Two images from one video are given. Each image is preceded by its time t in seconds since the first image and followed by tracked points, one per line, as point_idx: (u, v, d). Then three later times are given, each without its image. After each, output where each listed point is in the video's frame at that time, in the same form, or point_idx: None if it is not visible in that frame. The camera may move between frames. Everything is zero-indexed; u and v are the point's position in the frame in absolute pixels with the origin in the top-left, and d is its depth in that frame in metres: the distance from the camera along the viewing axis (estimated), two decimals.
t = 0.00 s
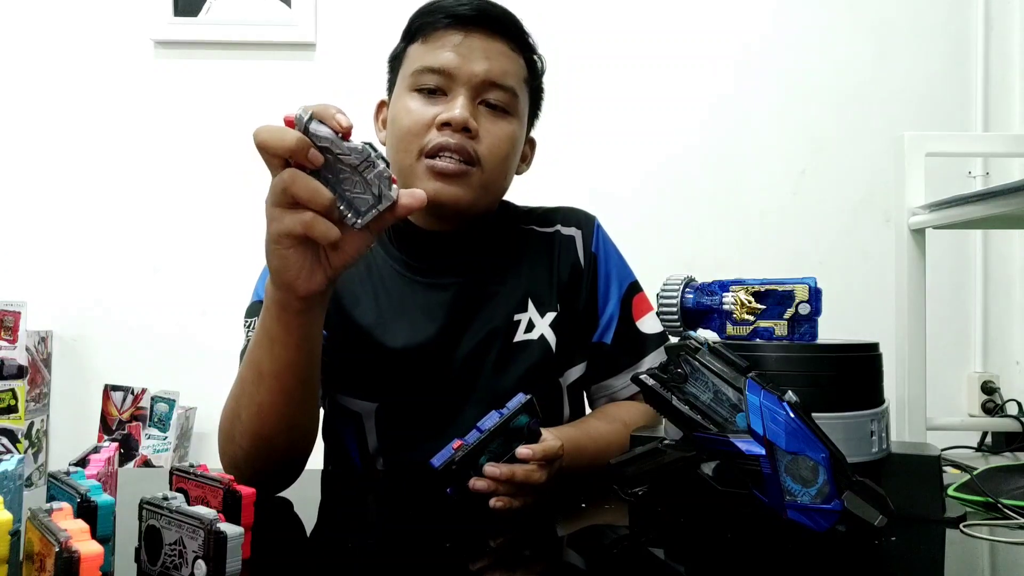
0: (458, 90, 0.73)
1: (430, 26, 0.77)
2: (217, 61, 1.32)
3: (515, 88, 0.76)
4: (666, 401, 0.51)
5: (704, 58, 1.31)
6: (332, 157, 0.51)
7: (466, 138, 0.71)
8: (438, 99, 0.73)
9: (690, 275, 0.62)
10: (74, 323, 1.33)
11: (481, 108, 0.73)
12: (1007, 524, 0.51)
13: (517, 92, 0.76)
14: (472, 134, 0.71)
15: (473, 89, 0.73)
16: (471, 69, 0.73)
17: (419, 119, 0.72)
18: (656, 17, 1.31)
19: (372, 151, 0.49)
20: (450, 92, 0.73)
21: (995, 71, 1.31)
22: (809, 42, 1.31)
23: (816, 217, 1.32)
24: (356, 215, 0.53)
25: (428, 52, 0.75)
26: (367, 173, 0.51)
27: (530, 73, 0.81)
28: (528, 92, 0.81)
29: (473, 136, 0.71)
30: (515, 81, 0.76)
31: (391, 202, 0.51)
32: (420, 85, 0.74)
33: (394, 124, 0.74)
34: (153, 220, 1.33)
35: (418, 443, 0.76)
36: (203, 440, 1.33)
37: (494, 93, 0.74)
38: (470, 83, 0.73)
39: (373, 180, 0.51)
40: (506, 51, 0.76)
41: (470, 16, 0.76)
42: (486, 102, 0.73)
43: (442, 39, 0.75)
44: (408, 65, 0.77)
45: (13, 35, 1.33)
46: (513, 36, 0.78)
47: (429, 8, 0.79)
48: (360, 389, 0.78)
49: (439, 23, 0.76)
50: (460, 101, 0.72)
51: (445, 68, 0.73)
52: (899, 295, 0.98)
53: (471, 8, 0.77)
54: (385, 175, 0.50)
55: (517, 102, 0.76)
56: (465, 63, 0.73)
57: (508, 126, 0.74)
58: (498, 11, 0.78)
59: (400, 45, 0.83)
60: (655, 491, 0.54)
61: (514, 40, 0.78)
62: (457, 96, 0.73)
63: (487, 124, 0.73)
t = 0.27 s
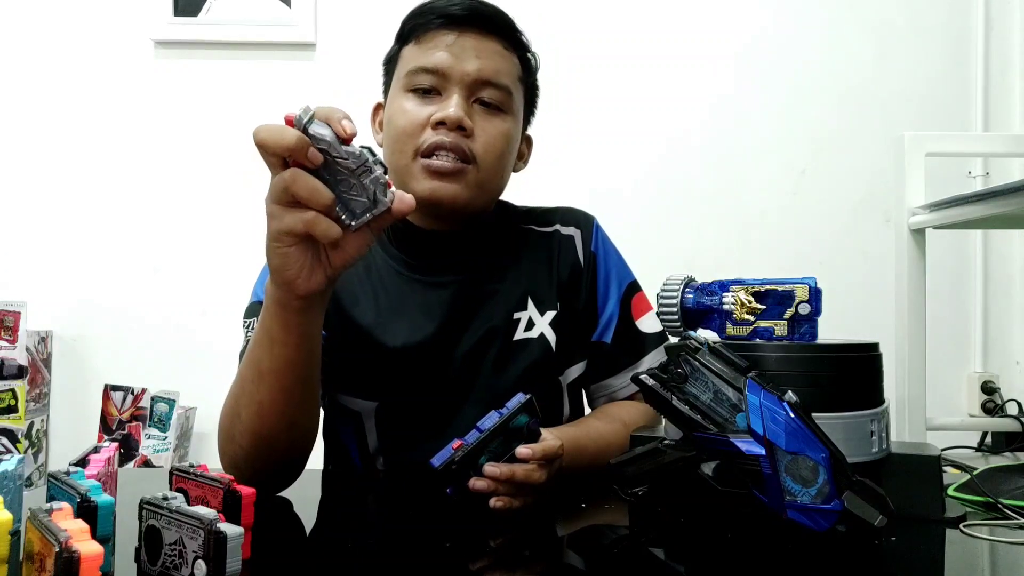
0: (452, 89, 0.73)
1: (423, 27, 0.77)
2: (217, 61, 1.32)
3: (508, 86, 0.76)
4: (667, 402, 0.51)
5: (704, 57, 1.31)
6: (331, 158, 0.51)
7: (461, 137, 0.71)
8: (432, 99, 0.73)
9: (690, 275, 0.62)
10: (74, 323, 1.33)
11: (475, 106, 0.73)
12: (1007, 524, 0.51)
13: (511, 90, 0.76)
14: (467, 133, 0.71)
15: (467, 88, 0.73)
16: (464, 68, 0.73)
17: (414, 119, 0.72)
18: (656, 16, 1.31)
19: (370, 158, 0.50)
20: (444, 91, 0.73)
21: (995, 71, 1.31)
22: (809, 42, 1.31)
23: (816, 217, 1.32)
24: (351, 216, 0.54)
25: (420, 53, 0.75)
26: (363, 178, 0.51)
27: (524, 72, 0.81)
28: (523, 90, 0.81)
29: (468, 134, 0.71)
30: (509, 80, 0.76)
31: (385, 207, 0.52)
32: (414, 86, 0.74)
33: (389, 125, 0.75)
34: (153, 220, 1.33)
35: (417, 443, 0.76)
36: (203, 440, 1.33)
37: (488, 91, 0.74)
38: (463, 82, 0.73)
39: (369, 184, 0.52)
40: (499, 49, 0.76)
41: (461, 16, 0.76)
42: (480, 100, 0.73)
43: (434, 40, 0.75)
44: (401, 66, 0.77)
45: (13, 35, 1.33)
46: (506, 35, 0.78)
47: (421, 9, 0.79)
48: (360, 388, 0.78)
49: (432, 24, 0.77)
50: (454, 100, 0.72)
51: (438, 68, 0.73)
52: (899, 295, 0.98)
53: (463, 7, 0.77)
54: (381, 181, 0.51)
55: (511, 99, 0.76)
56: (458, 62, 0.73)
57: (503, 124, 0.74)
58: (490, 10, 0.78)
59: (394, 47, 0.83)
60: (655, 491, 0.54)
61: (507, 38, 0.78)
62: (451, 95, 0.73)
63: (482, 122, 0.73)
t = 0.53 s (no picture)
0: (452, 89, 0.73)
1: (423, 27, 0.77)
2: (218, 61, 1.32)
3: (509, 85, 0.76)
4: (666, 402, 0.51)
5: (704, 58, 1.31)
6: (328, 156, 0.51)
7: (462, 136, 0.71)
8: (433, 98, 0.73)
9: (690, 275, 0.62)
10: (74, 323, 1.33)
11: (475, 106, 0.73)
12: (1007, 523, 0.51)
13: (511, 90, 0.76)
14: (467, 132, 0.71)
15: (467, 88, 0.73)
16: (464, 68, 0.73)
17: (414, 119, 0.72)
18: (656, 16, 1.31)
19: (367, 157, 0.50)
20: (444, 91, 0.73)
21: (995, 71, 1.31)
22: (809, 42, 1.31)
23: (816, 217, 1.32)
24: (346, 215, 0.54)
25: (421, 53, 0.75)
26: (360, 177, 0.52)
27: (524, 71, 0.81)
28: (523, 89, 0.80)
29: (469, 134, 0.71)
30: (509, 79, 0.76)
31: (381, 208, 0.52)
32: (414, 86, 0.74)
33: (389, 125, 0.75)
34: (153, 220, 1.33)
35: (417, 443, 0.76)
36: (203, 440, 1.33)
37: (488, 91, 0.74)
38: (463, 82, 0.73)
39: (365, 184, 0.52)
40: (498, 48, 0.76)
41: (461, 15, 0.76)
42: (480, 100, 0.74)
43: (434, 39, 0.75)
44: (402, 66, 0.77)
45: (13, 35, 1.33)
46: (505, 34, 0.78)
47: (420, 9, 0.79)
48: (360, 389, 0.78)
49: (431, 24, 0.77)
50: (454, 100, 0.72)
51: (438, 68, 0.73)
52: (900, 295, 0.98)
53: (463, 7, 0.77)
54: (378, 182, 0.51)
55: (511, 99, 0.76)
56: (458, 62, 0.73)
57: (504, 124, 0.74)
58: (489, 9, 0.78)
59: (393, 47, 0.83)
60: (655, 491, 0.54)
61: (507, 38, 0.78)
62: (452, 95, 0.73)
63: (483, 121, 0.73)
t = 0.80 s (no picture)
0: (454, 90, 0.73)
1: (425, 27, 0.77)
2: (218, 61, 1.32)
3: (511, 86, 0.76)
4: (667, 402, 0.51)
5: (703, 58, 1.31)
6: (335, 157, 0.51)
7: (464, 137, 0.71)
8: (435, 100, 0.73)
9: (690, 275, 0.63)
10: (75, 323, 1.33)
11: (477, 107, 0.73)
12: (1007, 523, 0.51)
13: (513, 91, 0.76)
14: (469, 133, 0.71)
15: (469, 89, 0.73)
16: (467, 69, 0.73)
17: (416, 120, 0.72)
18: (656, 16, 1.31)
19: (375, 162, 0.50)
20: (447, 92, 0.73)
21: (995, 71, 1.31)
22: (809, 42, 1.31)
23: (816, 217, 1.32)
24: (350, 217, 0.54)
25: (423, 54, 0.75)
26: (366, 180, 0.52)
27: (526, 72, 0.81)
28: (525, 91, 0.80)
29: (470, 135, 0.71)
30: (511, 81, 0.76)
31: (385, 211, 0.53)
32: (416, 86, 0.74)
33: (391, 125, 0.75)
34: (153, 220, 1.33)
35: (417, 444, 0.76)
36: (203, 440, 1.33)
37: (490, 92, 0.74)
38: (466, 83, 0.73)
39: (371, 187, 0.52)
40: (501, 50, 0.76)
41: (463, 16, 0.76)
42: (482, 101, 0.73)
43: (436, 40, 0.76)
44: (404, 67, 0.77)
45: (13, 36, 1.33)
46: (508, 36, 0.78)
47: (423, 10, 0.80)
48: (359, 389, 0.78)
49: (434, 25, 0.77)
50: (456, 101, 0.72)
51: (441, 69, 0.73)
52: (900, 295, 0.98)
53: (465, 8, 0.77)
54: (384, 185, 0.51)
55: (513, 100, 0.76)
56: (460, 63, 0.73)
57: (506, 125, 0.74)
58: (492, 11, 0.78)
59: (396, 48, 0.83)
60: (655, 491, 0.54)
61: (509, 39, 0.78)
62: (454, 96, 0.73)
63: (484, 123, 0.73)
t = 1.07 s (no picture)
0: (456, 91, 0.73)
1: (427, 26, 0.77)
2: (218, 61, 1.32)
3: (512, 86, 0.76)
4: (667, 402, 0.51)
5: (703, 58, 1.31)
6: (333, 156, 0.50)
7: (466, 138, 0.71)
8: (438, 100, 0.73)
9: (690, 275, 0.63)
10: (75, 323, 1.33)
11: (479, 108, 0.73)
12: (1007, 524, 0.51)
13: (514, 91, 0.76)
14: (472, 133, 0.71)
15: (471, 89, 0.73)
16: (468, 69, 0.73)
17: (418, 120, 0.72)
18: (656, 16, 1.31)
19: (373, 161, 0.50)
20: (449, 92, 0.73)
21: (995, 71, 1.31)
22: (809, 42, 1.31)
23: (816, 216, 1.32)
24: (348, 217, 0.54)
25: (425, 54, 0.75)
26: (364, 180, 0.51)
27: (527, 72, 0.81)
28: (526, 91, 0.80)
29: (472, 135, 0.71)
30: (512, 81, 0.76)
31: (383, 211, 0.52)
32: (418, 86, 0.74)
33: (393, 125, 0.75)
34: (153, 220, 1.33)
35: (417, 444, 0.76)
36: (203, 440, 1.33)
37: (492, 92, 0.74)
38: (468, 83, 0.73)
39: (369, 186, 0.52)
40: (502, 50, 0.76)
41: (466, 16, 0.76)
42: (484, 102, 0.73)
43: (439, 40, 0.75)
44: (406, 67, 0.77)
45: (13, 36, 1.33)
46: (509, 36, 0.78)
47: (425, 10, 0.79)
48: (359, 390, 0.78)
49: (436, 25, 0.77)
50: (458, 101, 0.72)
51: (443, 69, 0.73)
52: (900, 295, 0.98)
53: (468, 8, 0.77)
54: (382, 185, 0.51)
55: (514, 101, 0.76)
56: (462, 63, 0.73)
57: (506, 125, 0.74)
58: (494, 12, 0.78)
59: (398, 47, 0.83)
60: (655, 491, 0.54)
61: (510, 38, 0.78)
62: (456, 96, 0.73)
63: (486, 123, 0.73)
